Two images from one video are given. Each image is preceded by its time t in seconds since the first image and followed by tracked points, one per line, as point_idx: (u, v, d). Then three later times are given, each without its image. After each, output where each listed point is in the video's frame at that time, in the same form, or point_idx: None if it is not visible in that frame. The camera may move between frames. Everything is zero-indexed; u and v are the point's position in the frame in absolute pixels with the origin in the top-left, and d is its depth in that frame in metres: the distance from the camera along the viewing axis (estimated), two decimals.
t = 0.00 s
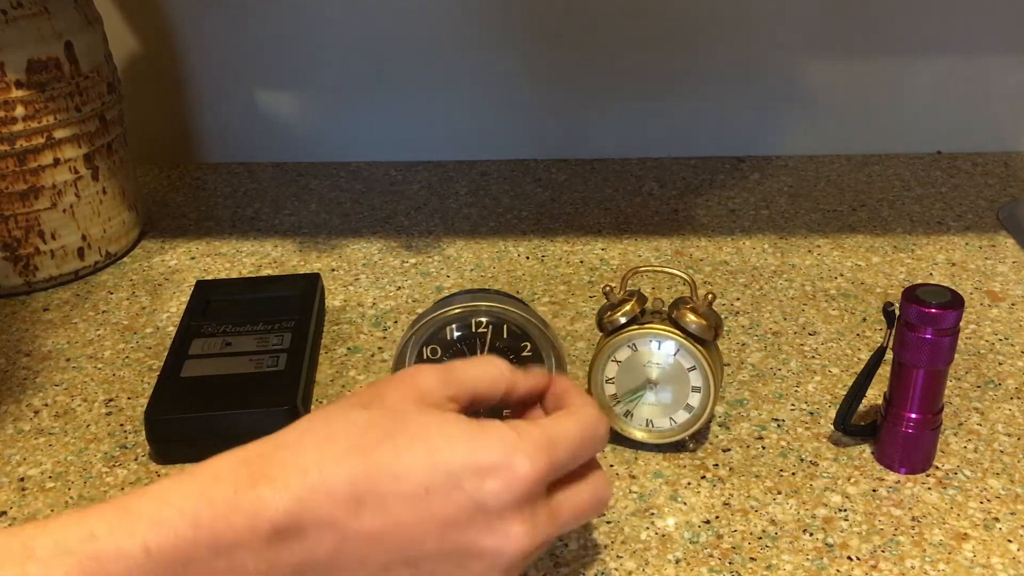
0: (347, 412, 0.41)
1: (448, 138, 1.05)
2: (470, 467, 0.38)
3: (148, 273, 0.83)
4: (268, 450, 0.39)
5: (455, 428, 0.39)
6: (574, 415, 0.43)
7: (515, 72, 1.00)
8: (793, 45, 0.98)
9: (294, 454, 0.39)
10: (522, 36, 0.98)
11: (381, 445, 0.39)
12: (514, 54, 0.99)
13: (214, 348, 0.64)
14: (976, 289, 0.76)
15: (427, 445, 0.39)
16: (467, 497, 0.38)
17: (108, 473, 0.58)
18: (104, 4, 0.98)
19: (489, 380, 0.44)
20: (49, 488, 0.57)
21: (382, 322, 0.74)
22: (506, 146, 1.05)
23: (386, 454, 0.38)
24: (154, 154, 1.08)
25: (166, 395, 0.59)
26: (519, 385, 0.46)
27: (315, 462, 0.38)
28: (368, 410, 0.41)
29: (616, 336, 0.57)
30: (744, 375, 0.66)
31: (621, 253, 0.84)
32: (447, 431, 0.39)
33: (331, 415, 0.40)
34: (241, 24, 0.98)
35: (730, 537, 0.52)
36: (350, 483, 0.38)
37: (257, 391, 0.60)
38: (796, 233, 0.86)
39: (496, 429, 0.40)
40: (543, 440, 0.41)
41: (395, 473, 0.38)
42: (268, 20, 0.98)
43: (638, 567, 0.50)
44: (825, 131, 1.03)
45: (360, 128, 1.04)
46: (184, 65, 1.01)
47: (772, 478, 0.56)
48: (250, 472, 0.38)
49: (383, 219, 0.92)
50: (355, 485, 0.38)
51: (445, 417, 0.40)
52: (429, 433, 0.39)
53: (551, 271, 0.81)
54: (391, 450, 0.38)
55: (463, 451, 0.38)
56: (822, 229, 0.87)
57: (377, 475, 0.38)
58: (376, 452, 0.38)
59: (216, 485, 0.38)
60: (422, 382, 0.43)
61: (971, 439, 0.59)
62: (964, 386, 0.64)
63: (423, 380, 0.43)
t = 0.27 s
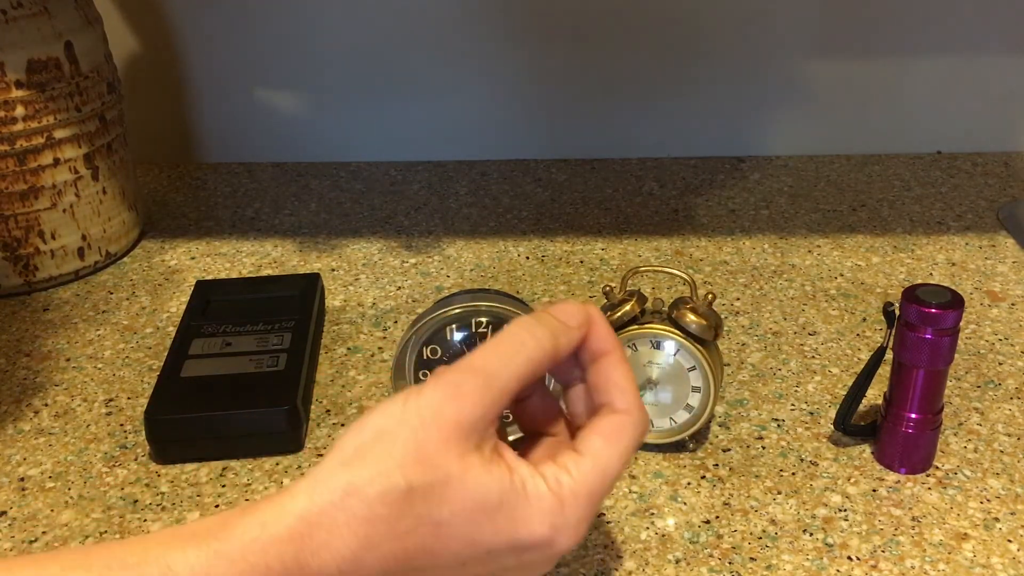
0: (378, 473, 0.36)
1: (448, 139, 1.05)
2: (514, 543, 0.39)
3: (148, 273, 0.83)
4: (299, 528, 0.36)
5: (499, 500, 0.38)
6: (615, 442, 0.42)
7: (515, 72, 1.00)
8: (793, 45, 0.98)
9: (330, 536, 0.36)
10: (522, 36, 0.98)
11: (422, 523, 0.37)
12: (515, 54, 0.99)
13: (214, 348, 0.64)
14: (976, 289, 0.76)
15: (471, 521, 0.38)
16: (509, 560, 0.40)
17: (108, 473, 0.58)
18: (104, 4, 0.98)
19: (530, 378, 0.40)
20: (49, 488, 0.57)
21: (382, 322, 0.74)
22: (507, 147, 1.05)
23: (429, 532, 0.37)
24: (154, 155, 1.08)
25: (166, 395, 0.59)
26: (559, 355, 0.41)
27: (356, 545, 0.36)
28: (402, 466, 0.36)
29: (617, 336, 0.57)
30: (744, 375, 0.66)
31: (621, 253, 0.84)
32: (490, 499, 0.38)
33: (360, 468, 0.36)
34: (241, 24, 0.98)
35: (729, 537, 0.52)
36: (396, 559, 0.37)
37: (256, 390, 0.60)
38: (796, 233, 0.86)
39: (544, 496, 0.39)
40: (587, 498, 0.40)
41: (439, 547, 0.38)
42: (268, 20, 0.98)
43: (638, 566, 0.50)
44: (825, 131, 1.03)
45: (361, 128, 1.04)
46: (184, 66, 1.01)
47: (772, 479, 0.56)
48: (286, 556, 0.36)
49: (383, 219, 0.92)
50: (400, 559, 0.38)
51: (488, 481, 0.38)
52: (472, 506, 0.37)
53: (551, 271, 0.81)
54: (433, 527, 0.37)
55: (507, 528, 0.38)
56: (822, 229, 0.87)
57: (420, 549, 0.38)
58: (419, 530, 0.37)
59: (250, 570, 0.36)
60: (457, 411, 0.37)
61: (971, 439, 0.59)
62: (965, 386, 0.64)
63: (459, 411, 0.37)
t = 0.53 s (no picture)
0: (404, 469, 0.39)
1: (448, 139, 1.05)
2: (526, 559, 0.40)
3: (148, 273, 0.83)
4: (319, 516, 0.38)
5: (516, 511, 0.40)
6: (629, 490, 0.43)
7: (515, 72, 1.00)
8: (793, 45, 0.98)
9: (348, 524, 0.38)
10: (522, 37, 0.98)
11: (439, 525, 0.39)
12: (515, 54, 0.99)
13: (214, 348, 0.64)
14: (976, 289, 0.76)
15: (487, 529, 0.39)
16: None
17: (108, 473, 0.58)
18: (104, 5, 0.98)
19: (551, 420, 0.43)
20: (49, 488, 0.57)
21: (382, 322, 0.74)
22: (507, 146, 1.05)
23: (446, 535, 0.39)
24: (154, 155, 1.08)
25: (166, 395, 0.59)
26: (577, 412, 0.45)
27: (372, 536, 0.38)
28: (427, 466, 0.40)
29: (617, 337, 0.57)
30: (744, 375, 0.66)
31: (621, 253, 0.84)
32: (506, 511, 0.40)
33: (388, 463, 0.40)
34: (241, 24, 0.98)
35: (730, 537, 0.52)
36: (409, 560, 0.39)
37: (256, 391, 0.60)
38: (796, 233, 0.86)
39: (557, 518, 0.41)
40: (598, 530, 0.41)
41: (453, 556, 0.39)
42: (268, 21, 0.98)
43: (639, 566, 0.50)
44: (825, 132, 1.03)
45: (361, 128, 1.04)
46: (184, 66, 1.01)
47: (772, 479, 0.56)
48: (303, 541, 0.38)
49: (383, 219, 0.92)
50: (413, 562, 0.39)
51: (505, 492, 0.40)
52: (489, 515, 0.39)
53: (551, 271, 0.81)
54: (450, 531, 0.39)
55: (521, 542, 0.40)
56: (822, 230, 0.87)
57: (434, 555, 0.39)
58: (436, 533, 0.39)
59: (264, 555, 0.38)
60: (482, 429, 0.41)
61: (971, 439, 0.59)
62: (965, 386, 0.64)
63: (484, 428, 0.41)
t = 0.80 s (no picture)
0: (401, 462, 0.40)
1: (448, 139, 1.05)
2: (524, 554, 0.40)
3: (148, 273, 0.83)
4: (314, 508, 0.38)
5: (514, 506, 0.40)
6: (629, 488, 0.43)
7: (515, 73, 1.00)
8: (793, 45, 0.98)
9: (344, 516, 0.38)
10: (522, 38, 0.98)
11: (436, 518, 0.39)
12: (514, 54, 0.99)
13: (214, 348, 0.64)
14: (976, 289, 0.76)
15: (484, 524, 0.39)
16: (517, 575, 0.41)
17: (108, 473, 0.58)
18: (104, 4, 0.98)
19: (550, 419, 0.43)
20: (49, 488, 0.57)
21: (382, 322, 0.74)
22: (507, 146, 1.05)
23: (442, 529, 0.39)
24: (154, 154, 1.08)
25: (166, 395, 0.59)
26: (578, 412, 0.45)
27: (369, 529, 0.38)
28: (424, 460, 0.40)
29: (616, 337, 0.57)
30: (744, 375, 0.66)
31: (621, 253, 0.84)
32: (504, 505, 0.40)
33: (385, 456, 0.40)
34: (241, 24, 0.98)
35: (729, 537, 0.52)
36: (406, 553, 0.39)
37: (256, 390, 0.60)
38: (796, 233, 0.86)
39: (556, 512, 0.41)
40: (598, 526, 0.41)
41: (451, 549, 0.39)
42: (268, 20, 0.98)
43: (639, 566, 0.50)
44: (825, 132, 1.03)
45: (361, 128, 1.04)
46: (184, 66, 1.01)
47: (772, 479, 0.56)
48: (298, 534, 0.38)
49: (383, 219, 0.92)
50: (410, 555, 0.39)
51: (503, 486, 0.40)
52: (486, 509, 0.39)
53: (551, 271, 0.81)
54: (447, 525, 0.39)
55: (519, 537, 0.40)
56: (822, 230, 0.87)
57: (432, 548, 0.39)
58: (433, 527, 0.39)
59: (258, 547, 0.38)
60: (481, 424, 0.41)
61: (971, 439, 0.59)
62: (965, 386, 0.64)
63: (483, 423, 0.41)
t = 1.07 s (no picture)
0: (382, 457, 0.41)
1: (448, 139, 1.05)
2: (515, 535, 0.40)
3: (148, 273, 0.83)
4: (299, 499, 0.40)
5: (500, 487, 0.40)
6: (598, 480, 0.45)
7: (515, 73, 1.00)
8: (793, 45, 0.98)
9: (329, 503, 0.39)
10: (522, 38, 0.98)
11: (424, 502, 0.39)
12: (514, 54, 0.99)
13: (214, 348, 0.64)
14: (976, 289, 0.76)
15: (473, 505, 0.40)
16: (510, 562, 0.40)
17: (108, 473, 0.58)
18: (104, 4, 0.98)
19: (526, 426, 0.45)
20: (49, 488, 0.57)
21: (382, 322, 0.74)
22: (507, 146, 1.05)
23: (432, 513, 0.39)
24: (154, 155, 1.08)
25: (166, 395, 0.59)
26: (555, 429, 0.46)
27: (357, 515, 0.39)
28: (405, 452, 0.41)
29: (616, 337, 0.57)
30: (744, 375, 0.66)
31: (621, 253, 0.84)
32: (490, 487, 0.40)
33: (370, 450, 0.41)
34: (241, 24, 0.98)
35: (729, 537, 0.52)
36: (395, 539, 0.39)
37: (256, 390, 0.60)
38: (796, 233, 0.86)
39: (542, 491, 0.41)
40: (580, 506, 0.42)
41: (441, 533, 0.39)
42: (267, 20, 0.98)
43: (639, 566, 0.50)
44: (825, 132, 1.03)
45: (361, 128, 1.04)
46: (184, 66, 1.01)
47: (772, 479, 0.56)
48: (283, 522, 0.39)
49: (383, 219, 0.92)
50: (399, 542, 0.39)
51: (487, 471, 0.41)
52: (472, 490, 0.40)
53: (551, 271, 0.81)
54: (436, 509, 0.39)
55: (508, 517, 0.40)
56: (822, 230, 0.87)
57: (422, 533, 0.39)
58: (422, 511, 0.39)
59: (243, 535, 0.39)
60: (455, 423, 0.43)
61: (971, 439, 0.59)
62: (965, 386, 0.64)
63: (457, 422, 0.43)
